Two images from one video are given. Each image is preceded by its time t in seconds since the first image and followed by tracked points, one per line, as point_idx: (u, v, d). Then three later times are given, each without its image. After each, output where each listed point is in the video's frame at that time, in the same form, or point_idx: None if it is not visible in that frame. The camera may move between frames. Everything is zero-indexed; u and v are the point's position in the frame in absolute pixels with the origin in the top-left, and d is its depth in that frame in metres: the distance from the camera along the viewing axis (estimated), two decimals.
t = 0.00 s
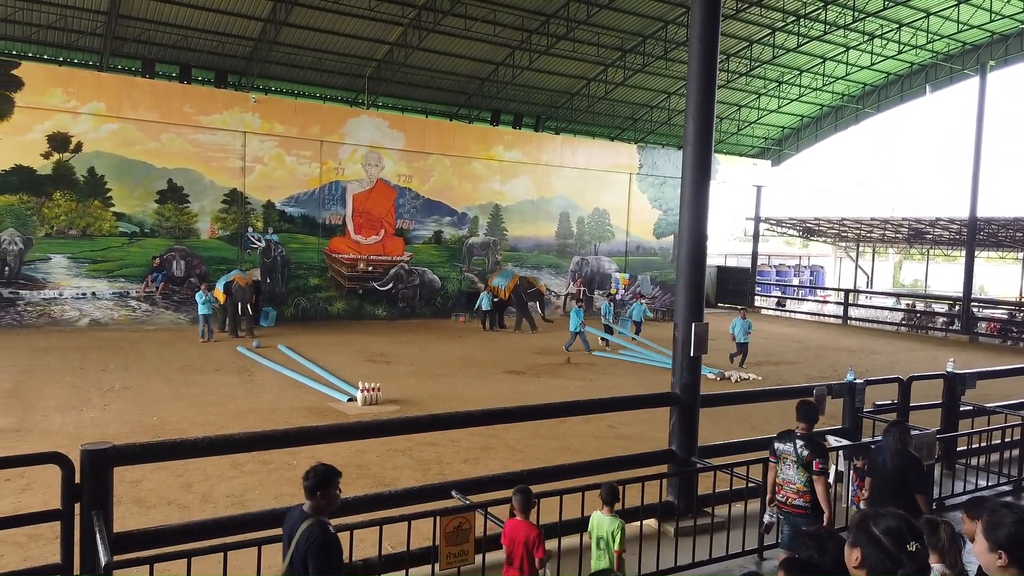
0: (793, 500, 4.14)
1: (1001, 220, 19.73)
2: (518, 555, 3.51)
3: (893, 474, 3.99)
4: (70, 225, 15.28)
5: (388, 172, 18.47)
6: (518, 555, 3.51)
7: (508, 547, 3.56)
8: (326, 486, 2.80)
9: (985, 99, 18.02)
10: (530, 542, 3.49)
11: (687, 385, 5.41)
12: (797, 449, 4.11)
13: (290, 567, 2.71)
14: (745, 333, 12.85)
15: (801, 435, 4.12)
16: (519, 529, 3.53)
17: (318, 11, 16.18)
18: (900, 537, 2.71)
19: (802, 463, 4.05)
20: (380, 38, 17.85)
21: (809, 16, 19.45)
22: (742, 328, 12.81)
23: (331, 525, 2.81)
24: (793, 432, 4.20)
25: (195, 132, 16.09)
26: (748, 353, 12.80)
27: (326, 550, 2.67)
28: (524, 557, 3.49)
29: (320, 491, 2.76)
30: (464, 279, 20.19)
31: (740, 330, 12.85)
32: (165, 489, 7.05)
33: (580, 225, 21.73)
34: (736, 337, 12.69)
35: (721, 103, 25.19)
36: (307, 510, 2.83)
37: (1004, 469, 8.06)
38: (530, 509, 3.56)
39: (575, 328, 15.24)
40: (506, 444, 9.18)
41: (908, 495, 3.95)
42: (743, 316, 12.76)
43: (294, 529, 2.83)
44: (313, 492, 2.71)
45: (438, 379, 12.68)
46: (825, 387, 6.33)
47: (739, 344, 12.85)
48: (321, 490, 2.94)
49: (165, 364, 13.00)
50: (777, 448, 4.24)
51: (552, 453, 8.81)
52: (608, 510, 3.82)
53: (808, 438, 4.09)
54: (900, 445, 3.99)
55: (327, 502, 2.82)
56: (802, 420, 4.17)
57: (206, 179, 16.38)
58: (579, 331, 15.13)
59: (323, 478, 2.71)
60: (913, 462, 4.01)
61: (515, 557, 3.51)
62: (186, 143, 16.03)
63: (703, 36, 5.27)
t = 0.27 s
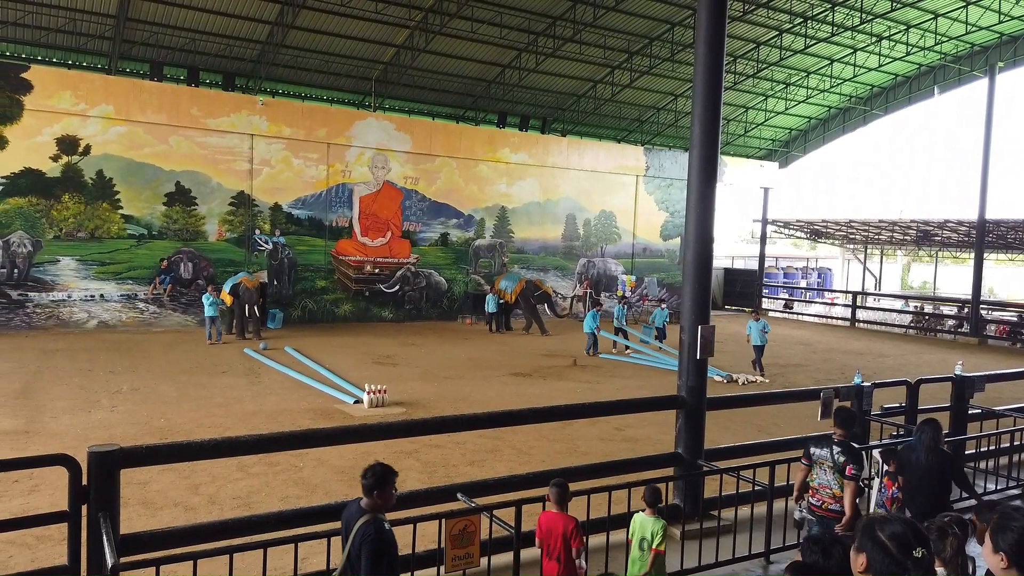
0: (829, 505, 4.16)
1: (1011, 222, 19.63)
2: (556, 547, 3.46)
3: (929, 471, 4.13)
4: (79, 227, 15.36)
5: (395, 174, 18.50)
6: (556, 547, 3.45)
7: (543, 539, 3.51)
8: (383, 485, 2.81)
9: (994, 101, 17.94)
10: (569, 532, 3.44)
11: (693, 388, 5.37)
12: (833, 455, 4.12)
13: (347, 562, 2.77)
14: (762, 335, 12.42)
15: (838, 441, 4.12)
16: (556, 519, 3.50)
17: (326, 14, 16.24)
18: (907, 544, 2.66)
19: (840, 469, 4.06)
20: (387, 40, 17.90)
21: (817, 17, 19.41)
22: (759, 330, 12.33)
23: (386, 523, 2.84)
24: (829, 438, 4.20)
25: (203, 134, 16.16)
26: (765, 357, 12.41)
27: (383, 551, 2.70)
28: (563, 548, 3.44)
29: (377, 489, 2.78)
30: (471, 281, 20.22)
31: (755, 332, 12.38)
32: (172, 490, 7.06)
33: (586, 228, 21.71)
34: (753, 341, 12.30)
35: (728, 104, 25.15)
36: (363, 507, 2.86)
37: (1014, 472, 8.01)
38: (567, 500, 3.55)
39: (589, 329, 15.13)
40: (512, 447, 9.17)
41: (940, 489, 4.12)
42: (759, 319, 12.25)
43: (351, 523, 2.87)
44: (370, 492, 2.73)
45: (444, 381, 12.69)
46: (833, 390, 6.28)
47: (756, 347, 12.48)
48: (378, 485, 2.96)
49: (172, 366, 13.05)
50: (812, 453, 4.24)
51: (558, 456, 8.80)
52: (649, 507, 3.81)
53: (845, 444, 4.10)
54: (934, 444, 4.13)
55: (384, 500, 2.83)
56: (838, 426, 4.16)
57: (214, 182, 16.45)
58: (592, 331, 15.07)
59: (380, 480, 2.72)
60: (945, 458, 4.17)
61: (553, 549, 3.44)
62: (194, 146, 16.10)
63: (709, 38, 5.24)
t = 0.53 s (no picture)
0: (861, 498, 4.27)
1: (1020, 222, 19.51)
2: (587, 542, 3.54)
3: (961, 471, 4.23)
4: (89, 230, 15.44)
5: (402, 176, 18.54)
6: (588, 542, 3.54)
7: (575, 535, 3.59)
8: (435, 477, 3.04)
9: (1004, 100, 17.83)
10: (600, 526, 3.54)
11: (701, 389, 5.34)
12: (871, 451, 4.21)
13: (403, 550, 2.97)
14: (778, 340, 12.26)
15: (875, 437, 4.22)
16: (587, 515, 3.59)
17: (333, 16, 16.30)
18: (921, 544, 2.64)
19: (879, 465, 4.16)
20: (395, 43, 17.94)
21: (824, 17, 19.35)
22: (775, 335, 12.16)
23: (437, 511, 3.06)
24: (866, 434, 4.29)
25: (211, 137, 16.24)
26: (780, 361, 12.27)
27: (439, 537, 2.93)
28: (595, 542, 3.52)
29: (431, 480, 3.00)
30: (478, 283, 20.23)
31: (770, 334, 12.32)
32: (182, 492, 7.09)
33: (594, 229, 21.69)
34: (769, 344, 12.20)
35: (736, 105, 25.09)
36: (414, 497, 3.06)
37: None
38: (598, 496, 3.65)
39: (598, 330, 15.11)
40: (520, 448, 9.17)
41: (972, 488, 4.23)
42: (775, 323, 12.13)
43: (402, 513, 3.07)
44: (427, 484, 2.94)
45: (452, 382, 12.70)
46: (842, 391, 6.25)
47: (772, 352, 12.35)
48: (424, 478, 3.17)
49: (182, 368, 13.12)
50: (848, 449, 4.32)
51: (567, 457, 8.80)
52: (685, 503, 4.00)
53: (883, 440, 4.19)
54: (967, 445, 4.23)
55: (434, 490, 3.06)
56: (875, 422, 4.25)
57: (222, 184, 16.53)
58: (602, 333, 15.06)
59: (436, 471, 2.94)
60: (977, 459, 4.26)
61: (585, 543, 3.54)
62: (202, 149, 16.18)
63: (717, 39, 5.23)
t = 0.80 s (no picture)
0: (885, 497, 4.44)
1: None
2: (615, 529, 3.78)
3: (988, 466, 4.30)
4: (97, 230, 15.51)
5: (409, 177, 18.56)
6: (615, 529, 3.78)
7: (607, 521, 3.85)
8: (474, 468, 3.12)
9: (1013, 100, 17.75)
10: (626, 517, 3.74)
11: (708, 390, 5.31)
12: (895, 451, 4.41)
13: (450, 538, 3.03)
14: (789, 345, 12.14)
15: (898, 436, 4.43)
16: (617, 505, 3.80)
17: (341, 17, 16.34)
18: (932, 545, 2.63)
19: (903, 464, 4.36)
20: (402, 44, 17.98)
21: (832, 17, 19.29)
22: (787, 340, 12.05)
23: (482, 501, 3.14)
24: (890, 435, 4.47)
25: (219, 138, 16.31)
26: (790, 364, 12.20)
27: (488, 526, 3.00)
28: (622, 531, 3.75)
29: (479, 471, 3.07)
30: (484, 283, 20.25)
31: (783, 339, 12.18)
32: (189, 491, 7.12)
33: (600, 230, 21.69)
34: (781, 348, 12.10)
35: (743, 105, 25.04)
36: (459, 488, 3.14)
37: None
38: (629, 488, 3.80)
39: (605, 333, 15.05)
40: (527, 449, 9.17)
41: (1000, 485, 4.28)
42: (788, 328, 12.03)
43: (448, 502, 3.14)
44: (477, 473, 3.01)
45: (458, 383, 12.71)
46: (849, 393, 6.22)
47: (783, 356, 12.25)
48: (469, 470, 3.24)
49: (190, 368, 13.17)
50: (872, 449, 4.51)
51: (573, 458, 8.80)
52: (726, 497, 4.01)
53: (906, 439, 4.41)
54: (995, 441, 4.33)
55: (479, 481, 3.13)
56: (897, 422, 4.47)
57: (229, 185, 16.59)
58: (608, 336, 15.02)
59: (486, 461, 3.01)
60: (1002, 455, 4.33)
61: (612, 531, 3.78)
62: (210, 149, 16.24)
63: (724, 40, 5.21)
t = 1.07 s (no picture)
0: (913, 490, 4.57)
1: None
2: (650, 527, 3.88)
3: None
4: (104, 230, 15.56)
5: (414, 177, 18.58)
6: (651, 527, 3.88)
7: (642, 518, 3.95)
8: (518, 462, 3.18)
9: (1020, 100, 17.69)
10: (662, 516, 3.82)
11: (714, 390, 5.29)
12: (916, 443, 4.57)
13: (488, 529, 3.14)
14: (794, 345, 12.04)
15: (919, 429, 4.57)
16: (653, 503, 3.89)
17: (347, 18, 16.38)
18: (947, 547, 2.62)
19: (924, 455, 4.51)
20: (407, 45, 18.00)
21: (839, 17, 19.23)
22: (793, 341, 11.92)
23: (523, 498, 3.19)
24: (911, 428, 4.63)
25: (225, 139, 16.35)
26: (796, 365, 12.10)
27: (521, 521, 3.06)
28: (657, 529, 3.84)
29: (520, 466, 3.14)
30: (490, 284, 20.25)
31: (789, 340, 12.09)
32: (195, 491, 7.14)
33: (606, 230, 21.67)
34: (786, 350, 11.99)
35: (749, 106, 25.00)
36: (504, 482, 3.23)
37: None
38: (666, 487, 3.88)
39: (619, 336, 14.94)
40: (531, 449, 9.16)
41: None
42: (794, 327, 11.93)
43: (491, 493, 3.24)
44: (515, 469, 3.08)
45: (463, 383, 12.71)
46: (855, 393, 6.19)
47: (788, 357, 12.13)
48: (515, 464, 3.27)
49: (196, 367, 13.21)
50: (894, 442, 4.68)
51: (578, 458, 8.79)
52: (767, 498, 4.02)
53: (926, 431, 4.54)
54: None
55: (523, 478, 3.20)
56: (918, 416, 4.61)
57: (236, 185, 16.64)
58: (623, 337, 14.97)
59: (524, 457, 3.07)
60: None
61: (647, 529, 3.88)
62: (216, 150, 16.29)
63: (730, 40, 5.19)
